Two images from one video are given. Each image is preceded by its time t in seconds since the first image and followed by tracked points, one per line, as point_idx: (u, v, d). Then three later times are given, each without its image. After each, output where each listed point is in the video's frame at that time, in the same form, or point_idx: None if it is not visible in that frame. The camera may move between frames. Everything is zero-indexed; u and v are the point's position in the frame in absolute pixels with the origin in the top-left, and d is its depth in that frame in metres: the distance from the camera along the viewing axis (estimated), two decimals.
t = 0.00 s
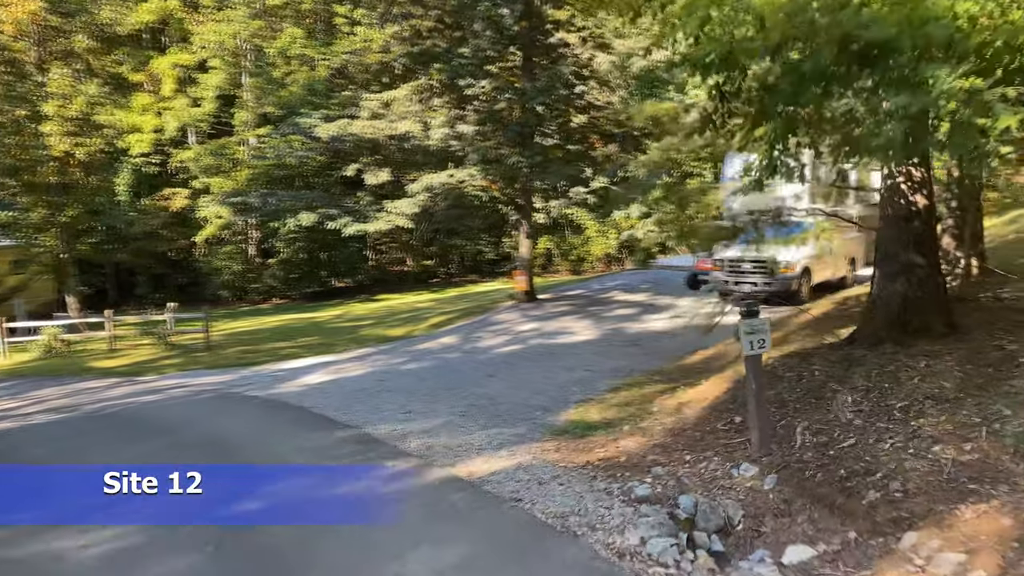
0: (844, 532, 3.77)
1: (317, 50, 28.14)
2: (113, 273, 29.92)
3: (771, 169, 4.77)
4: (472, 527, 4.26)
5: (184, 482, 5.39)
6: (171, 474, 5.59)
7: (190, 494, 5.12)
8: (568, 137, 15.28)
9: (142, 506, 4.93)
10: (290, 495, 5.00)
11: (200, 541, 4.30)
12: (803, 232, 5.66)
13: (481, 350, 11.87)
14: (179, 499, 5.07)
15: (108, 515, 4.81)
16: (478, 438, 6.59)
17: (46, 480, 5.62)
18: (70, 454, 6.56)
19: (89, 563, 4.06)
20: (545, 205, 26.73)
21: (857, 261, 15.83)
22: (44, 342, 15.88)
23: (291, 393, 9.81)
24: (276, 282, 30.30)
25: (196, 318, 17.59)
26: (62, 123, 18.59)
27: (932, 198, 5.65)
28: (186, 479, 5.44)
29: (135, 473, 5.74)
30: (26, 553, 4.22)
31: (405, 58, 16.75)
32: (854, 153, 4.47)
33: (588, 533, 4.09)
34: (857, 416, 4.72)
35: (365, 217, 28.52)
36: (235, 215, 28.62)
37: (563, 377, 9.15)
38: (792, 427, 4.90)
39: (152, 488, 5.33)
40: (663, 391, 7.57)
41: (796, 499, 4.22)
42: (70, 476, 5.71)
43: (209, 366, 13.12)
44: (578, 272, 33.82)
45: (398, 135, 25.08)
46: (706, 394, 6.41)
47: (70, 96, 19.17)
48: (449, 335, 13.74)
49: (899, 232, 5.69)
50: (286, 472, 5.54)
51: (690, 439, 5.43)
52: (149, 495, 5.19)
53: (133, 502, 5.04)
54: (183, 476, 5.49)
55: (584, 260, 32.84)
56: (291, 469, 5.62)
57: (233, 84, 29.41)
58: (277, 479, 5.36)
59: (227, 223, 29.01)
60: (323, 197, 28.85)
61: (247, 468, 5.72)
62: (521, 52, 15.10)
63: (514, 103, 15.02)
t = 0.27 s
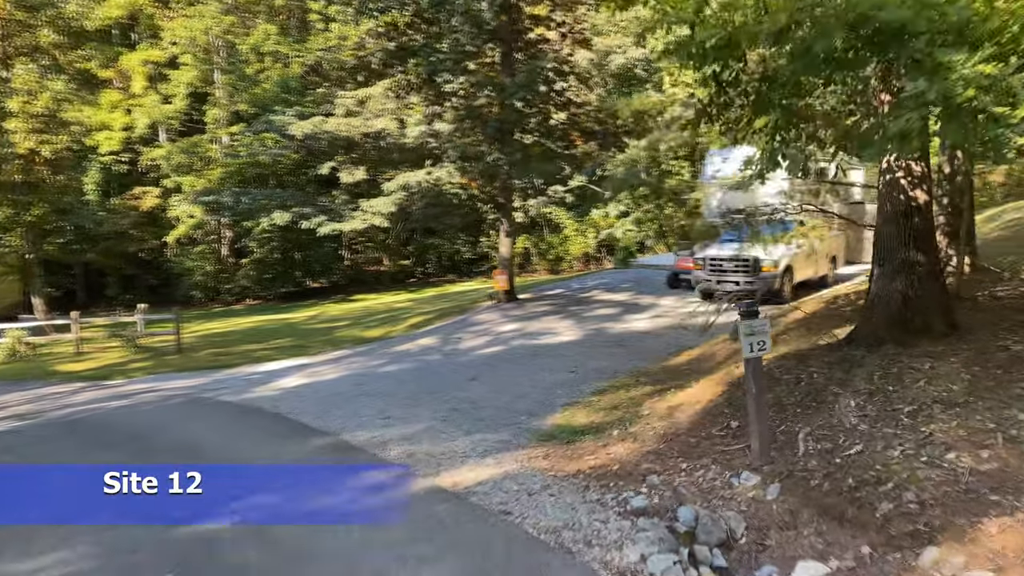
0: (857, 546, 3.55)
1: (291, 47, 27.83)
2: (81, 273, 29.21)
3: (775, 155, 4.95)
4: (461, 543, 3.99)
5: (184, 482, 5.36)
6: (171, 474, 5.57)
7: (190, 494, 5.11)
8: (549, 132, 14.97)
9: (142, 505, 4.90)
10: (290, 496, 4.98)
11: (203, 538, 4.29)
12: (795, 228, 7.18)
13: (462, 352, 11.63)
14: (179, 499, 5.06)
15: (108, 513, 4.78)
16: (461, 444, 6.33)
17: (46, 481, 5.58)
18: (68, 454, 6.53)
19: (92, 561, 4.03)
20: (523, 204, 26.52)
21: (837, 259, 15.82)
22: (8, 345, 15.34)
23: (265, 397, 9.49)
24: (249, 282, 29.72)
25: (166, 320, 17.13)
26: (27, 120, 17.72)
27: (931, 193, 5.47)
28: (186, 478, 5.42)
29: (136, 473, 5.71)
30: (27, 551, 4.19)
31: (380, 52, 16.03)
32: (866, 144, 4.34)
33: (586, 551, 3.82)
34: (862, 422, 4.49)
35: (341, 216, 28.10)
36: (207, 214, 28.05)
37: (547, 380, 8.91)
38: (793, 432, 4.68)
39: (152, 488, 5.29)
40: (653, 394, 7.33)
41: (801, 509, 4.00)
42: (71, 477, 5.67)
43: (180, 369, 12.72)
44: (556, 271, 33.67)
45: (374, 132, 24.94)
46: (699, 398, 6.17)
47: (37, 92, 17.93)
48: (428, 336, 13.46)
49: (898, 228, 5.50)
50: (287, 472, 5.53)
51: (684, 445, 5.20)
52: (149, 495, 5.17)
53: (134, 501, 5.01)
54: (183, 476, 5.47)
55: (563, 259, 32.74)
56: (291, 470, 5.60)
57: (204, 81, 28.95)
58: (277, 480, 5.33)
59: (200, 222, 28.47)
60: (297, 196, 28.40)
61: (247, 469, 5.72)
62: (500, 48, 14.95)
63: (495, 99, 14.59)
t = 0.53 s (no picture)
0: (879, 557, 3.35)
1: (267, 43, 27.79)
2: (51, 274, 28.50)
3: (782, 144, 4.90)
4: (456, 558, 3.74)
5: (184, 482, 5.25)
6: (171, 474, 5.46)
7: (190, 494, 5.00)
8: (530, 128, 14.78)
9: (142, 505, 4.79)
10: (290, 496, 4.88)
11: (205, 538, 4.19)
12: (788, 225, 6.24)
13: (445, 353, 11.35)
14: (179, 499, 4.95)
15: (107, 513, 4.67)
16: (446, 449, 6.05)
17: (43, 481, 5.46)
18: (62, 455, 6.40)
19: (91, 562, 3.92)
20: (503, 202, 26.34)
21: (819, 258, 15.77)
22: None
23: (242, 399, 9.16)
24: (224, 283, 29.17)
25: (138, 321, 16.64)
26: None
27: (936, 186, 5.27)
28: (186, 478, 5.31)
29: (135, 473, 5.60)
30: (23, 553, 4.08)
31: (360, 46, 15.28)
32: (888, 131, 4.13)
33: (589, 565, 3.58)
34: (873, 425, 4.28)
35: (317, 215, 28.47)
36: (180, 214, 27.39)
37: (534, 380, 8.66)
38: (799, 433, 4.47)
39: (152, 488, 5.17)
40: (644, 396, 7.07)
41: (813, 518, 3.77)
42: (70, 477, 5.55)
43: (153, 371, 12.31)
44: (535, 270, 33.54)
45: (351, 130, 25.36)
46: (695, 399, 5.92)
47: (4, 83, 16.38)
48: (409, 336, 13.18)
49: (902, 222, 5.29)
50: (287, 473, 5.42)
51: (682, 449, 4.95)
52: (149, 495, 5.05)
53: (133, 501, 4.89)
54: (183, 476, 5.36)
55: (542, 259, 32.51)
56: (292, 471, 5.50)
57: (178, 77, 28.22)
58: (277, 481, 5.23)
59: (173, 221, 27.89)
60: (273, 195, 27.96)
61: (247, 469, 5.62)
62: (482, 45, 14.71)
63: (476, 94, 14.33)
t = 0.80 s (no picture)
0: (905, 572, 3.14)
1: (242, 40, 27.58)
2: (20, 274, 27.83)
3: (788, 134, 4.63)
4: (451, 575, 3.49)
5: (184, 482, 5.19)
6: (171, 474, 5.40)
7: (191, 494, 4.94)
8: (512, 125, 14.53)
9: (142, 505, 4.73)
10: (291, 496, 4.83)
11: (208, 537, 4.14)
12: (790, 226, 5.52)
13: (427, 354, 11.08)
14: (179, 499, 4.89)
15: (106, 514, 4.60)
16: (434, 457, 5.78)
17: (41, 481, 5.37)
18: (56, 456, 6.30)
19: (94, 562, 3.86)
20: (484, 201, 26.15)
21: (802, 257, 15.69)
22: None
23: (218, 403, 8.85)
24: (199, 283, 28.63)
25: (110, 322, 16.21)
26: None
27: (943, 181, 5.07)
28: (186, 478, 5.25)
29: (135, 473, 5.52)
30: (22, 553, 4.01)
31: (338, 38, 14.74)
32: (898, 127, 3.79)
33: None
34: (886, 429, 4.07)
35: (294, 214, 28.17)
36: (154, 213, 26.81)
37: (521, 382, 8.42)
38: (807, 438, 4.26)
39: (152, 488, 5.10)
40: (637, 398, 6.83)
41: (828, 530, 3.55)
42: (69, 477, 5.47)
43: (125, 374, 11.93)
44: (515, 270, 33.35)
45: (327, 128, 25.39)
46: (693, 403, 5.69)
47: None
48: (390, 336, 12.91)
49: (907, 218, 5.10)
50: (287, 474, 5.36)
51: (683, 455, 4.72)
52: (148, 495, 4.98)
53: (133, 501, 4.82)
54: (183, 476, 5.31)
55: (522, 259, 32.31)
56: (292, 472, 5.43)
57: (151, 74, 27.61)
58: (278, 483, 5.17)
59: (147, 220, 27.34)
60: (249, 193, 27.57)
61: (247, 469, 5.55)
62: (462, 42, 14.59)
63: (458, 90, 14.07)
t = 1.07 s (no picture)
0: None
1: (219, 37, 27.23)
2: None
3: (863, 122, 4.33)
4: None
5: (184, 482, 5.07)
6: (170, 474, 5.27)
7: (192, 494, 4.82)
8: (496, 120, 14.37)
9: (142, 504, 4.61)
10: (296, 496, 4.73)
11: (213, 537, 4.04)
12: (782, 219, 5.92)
13: (412, 355, 10.81)
14: (180, 499, 4.77)
15: (105, 514, 4.48)
16: (425, 462, 5.50)
17: (38, 482, 5.22)
18: (48, 457, 6.15)
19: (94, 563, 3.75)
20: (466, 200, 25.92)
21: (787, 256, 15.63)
22: None
23: (195, 407, 8.50)
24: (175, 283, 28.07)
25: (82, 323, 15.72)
26: None
27: (956, 172, 4.86)
28: (186, 478, 5.13)
29: (135, 473, 5.39)
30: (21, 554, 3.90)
31: (317, 33, 14.13)
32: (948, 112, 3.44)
33: None
34: (905, 432, 3.86)
35: (272, 213, 27.85)
36: (129, 211, 26.03)
37: (511, 383, 8.18)
38: (821, 440, 4.05)
39: (152, 488, 4.97)
40: (633, 399, 6.59)
41: (850, 540, 3.33)
42: (66, 477, 5.33)
43: (99, 376, 11.51)
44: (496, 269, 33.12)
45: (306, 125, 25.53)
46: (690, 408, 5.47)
47: None
48: (372, 337, 12.61)
49: (918, 210, 4.93)
50: (289, 474, 5.25)
51: (688, 460, 4.49)
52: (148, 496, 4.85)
53: (132, 501, 4.70)
54: (182, 476, 5.18)
55: (503, 258, 32.05)
56: (295, 472, 5.33)
57: (125, 70, 27.09)
58: (280, 483, 5.05)
59: (121, 219, 26.77)
60: (226, 192, 27.19)
61: (248, 470, 5.44)
62: (444, 36, 14.30)
63: (442, 84, 13.78)
